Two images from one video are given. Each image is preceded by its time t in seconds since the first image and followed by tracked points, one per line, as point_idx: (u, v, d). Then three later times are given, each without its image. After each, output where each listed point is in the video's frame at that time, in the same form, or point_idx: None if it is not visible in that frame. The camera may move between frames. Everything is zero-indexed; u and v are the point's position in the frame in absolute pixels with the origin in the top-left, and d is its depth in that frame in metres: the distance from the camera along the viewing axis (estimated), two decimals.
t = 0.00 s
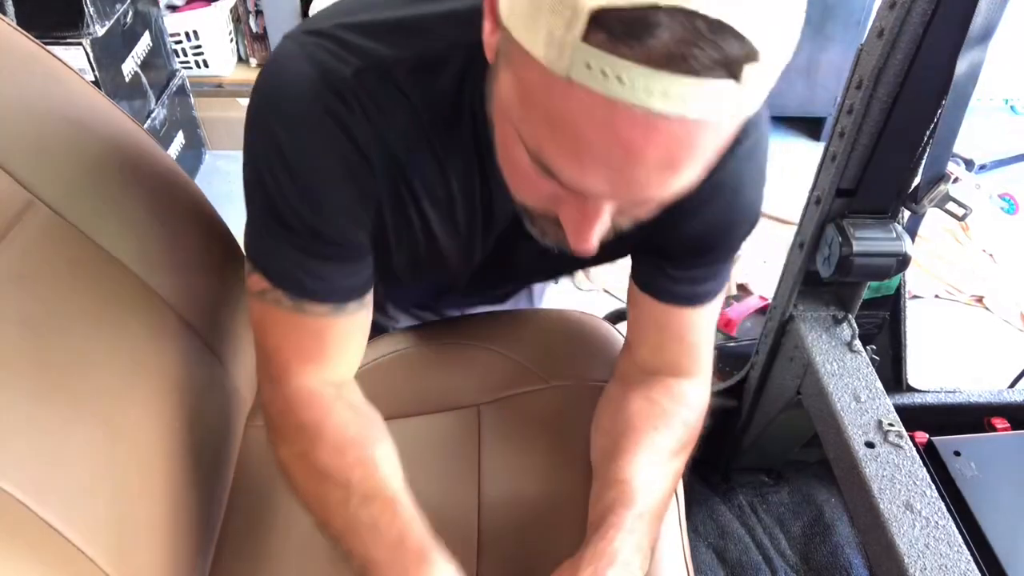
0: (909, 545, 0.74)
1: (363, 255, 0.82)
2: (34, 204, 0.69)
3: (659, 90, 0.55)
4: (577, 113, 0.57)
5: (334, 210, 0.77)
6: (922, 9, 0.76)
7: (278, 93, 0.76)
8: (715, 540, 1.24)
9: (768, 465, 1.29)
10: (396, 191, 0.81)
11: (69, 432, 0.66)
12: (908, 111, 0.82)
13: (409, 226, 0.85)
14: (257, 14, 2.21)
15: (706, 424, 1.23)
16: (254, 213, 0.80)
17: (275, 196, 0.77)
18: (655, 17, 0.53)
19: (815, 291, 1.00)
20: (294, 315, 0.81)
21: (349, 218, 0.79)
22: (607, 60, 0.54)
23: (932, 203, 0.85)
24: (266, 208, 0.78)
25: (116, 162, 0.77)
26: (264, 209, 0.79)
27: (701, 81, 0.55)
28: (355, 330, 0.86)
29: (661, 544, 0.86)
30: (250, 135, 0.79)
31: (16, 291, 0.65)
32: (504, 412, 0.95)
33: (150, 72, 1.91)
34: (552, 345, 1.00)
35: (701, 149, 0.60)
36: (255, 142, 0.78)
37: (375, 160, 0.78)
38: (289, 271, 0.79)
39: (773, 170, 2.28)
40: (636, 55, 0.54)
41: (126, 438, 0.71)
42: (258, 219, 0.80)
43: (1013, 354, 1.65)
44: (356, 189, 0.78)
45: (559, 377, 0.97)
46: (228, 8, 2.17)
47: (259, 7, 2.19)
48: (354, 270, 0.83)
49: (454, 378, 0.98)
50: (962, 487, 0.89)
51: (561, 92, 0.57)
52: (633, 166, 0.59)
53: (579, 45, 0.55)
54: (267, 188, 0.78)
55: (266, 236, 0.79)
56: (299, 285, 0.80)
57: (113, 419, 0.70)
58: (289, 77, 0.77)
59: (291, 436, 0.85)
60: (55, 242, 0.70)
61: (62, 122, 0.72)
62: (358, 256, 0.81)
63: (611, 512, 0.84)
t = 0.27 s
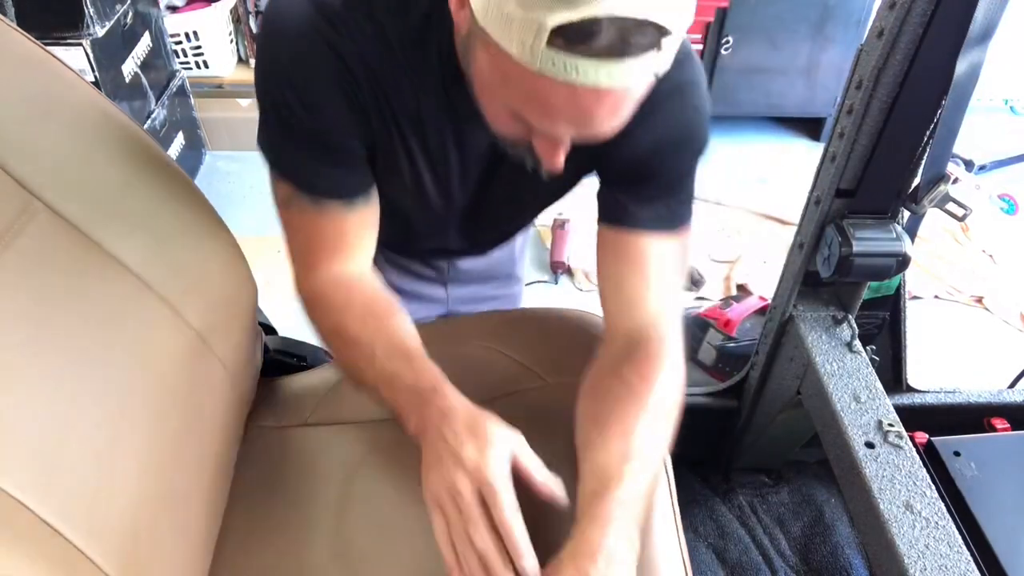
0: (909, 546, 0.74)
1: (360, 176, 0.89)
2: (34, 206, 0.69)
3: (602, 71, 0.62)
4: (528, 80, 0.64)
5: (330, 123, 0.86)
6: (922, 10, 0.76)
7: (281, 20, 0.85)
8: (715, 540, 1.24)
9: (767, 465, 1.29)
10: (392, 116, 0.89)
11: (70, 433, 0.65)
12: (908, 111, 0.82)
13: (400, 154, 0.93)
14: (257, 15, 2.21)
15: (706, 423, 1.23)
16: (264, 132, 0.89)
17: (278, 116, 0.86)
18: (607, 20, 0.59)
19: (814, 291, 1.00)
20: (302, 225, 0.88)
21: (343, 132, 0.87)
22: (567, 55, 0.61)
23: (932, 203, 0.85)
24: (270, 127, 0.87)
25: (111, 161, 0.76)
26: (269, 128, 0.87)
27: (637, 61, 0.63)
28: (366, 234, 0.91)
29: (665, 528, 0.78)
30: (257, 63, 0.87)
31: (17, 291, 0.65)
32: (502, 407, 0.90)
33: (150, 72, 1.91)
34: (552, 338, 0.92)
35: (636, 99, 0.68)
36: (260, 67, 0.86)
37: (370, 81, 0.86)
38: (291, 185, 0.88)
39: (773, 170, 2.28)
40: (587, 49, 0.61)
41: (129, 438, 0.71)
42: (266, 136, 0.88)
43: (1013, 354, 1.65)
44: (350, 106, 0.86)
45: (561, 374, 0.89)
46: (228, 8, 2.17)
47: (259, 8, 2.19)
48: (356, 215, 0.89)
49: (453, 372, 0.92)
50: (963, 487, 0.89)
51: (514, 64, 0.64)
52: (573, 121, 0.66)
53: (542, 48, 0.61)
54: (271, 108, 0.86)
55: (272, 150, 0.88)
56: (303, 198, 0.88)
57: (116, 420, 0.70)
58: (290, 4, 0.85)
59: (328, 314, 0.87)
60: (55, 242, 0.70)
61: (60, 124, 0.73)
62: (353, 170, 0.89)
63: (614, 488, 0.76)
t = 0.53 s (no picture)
0: (909, 545, 0.73)
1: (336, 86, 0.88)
2: (36, 207, 0.69)
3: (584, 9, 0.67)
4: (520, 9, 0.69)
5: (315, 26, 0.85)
6: (922, 9, 0.76)
7: None
8: (715, 540, 1.24)
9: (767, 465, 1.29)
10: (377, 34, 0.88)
11: (70, 433, 0.65)
12: (908, 110, 0.82)
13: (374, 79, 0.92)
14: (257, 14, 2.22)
15: (706, 423, 1.23)
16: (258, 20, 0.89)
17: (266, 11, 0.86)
18: None
19: (815, 291, 1.00)
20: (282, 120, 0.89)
21: (333, 42, 0.86)
22: None
23: (933, 203, 0.85)
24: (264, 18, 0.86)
25: (113, 160, 0.76)
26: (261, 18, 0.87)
27: None
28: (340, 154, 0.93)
29: (656, 517, 0.75)
30: None
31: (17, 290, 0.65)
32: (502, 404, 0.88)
33: (150, 72, 1.91)
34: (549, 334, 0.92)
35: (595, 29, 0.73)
36: None
37: None
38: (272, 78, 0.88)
39: (773, 169, 2.28)
40: None
41: (129, 437, 0.71)
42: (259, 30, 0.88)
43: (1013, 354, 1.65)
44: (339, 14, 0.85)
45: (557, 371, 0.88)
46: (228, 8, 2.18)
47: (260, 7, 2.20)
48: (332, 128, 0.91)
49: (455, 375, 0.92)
50: (963, 487, 0.89)
51: None
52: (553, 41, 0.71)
53: None
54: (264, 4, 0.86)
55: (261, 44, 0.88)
56: (282, 89, 0.88)
57: (115, 419, 0.70)
58: None
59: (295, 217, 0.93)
60: (56, 242, 0.70)
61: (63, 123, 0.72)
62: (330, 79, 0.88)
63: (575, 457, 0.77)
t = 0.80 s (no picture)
0: (908, 545, 0.73)
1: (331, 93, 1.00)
2: (38, 207, 0.70)
3: (589, 49, 0.74)
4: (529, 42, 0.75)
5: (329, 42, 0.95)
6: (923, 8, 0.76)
7: None
8: (715, 540, 1.24)
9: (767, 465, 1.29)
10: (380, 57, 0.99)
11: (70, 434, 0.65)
12: (909, 110, 0.82)
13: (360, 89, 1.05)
14: (257, 14, 2.22)
15: (706, 423, 1.23)
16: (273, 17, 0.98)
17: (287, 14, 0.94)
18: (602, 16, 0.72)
19: (815, 291, 1.00)
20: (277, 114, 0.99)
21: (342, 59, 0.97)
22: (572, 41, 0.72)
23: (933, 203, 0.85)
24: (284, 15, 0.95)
25: (115, 156, 0.75)
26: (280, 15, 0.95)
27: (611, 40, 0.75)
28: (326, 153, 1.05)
29: (658, 518, 0.77)
30: None
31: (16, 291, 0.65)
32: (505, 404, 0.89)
33: (150, 71, 1.91)
34: (552, 334, 0.92)
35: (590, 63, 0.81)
36: None
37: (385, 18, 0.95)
38: (276, 73, 0.97)
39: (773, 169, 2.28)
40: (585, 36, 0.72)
41: (129, 438, 0.71)
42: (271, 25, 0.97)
43: (1013, 354, 1.65)
44: (353, 33, 0.95)
45: (559, 373, 0.89)
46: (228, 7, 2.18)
47: (260, 7, 2.20)
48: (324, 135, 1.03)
49: (460, 375, 0.92)
50: (963, 487, 0.89)
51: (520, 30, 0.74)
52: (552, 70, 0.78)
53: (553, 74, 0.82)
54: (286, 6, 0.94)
55: (270, 41, 0.97)
56: (283, 87, 0.97)
57: (115, 420, 0.70)
58: None
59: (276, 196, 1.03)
60: (55, 242, 0.70)
61: (66, 121, 0.71)
62: (328, 89, 0.99)
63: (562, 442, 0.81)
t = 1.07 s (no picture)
0: (909, 546, 0.73)
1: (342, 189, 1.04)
2: (38, 208, 0.70)
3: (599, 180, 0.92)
4: (545, 173, 0.94)
5: (369, 146, 1.00)
6: (922, 9, 0.76)
7: (416, 56, 1.02)
8: (715, 540, 1.24)
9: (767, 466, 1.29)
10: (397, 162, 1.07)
11: (69, 435, 0.65)
12: (908, 110, 0.82)
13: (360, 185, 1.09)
14: (256, 15, 2.23)
15: (706, 424, 1.23)
16: (309, 105, 0.99)
17: (335, 109, 0.97)
18: (611, 156, 0.90)
19: (814, 292, 1.00)
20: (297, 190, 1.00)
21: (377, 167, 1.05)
22: (584, 175, 0.90)
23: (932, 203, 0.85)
24: (332, 110, 0.97)
25: (116, 157, 0.75)
26: (326, 110, 0.97)
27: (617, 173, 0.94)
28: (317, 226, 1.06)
29: (659, 519, 0.77)
30: (355, 61, 1.01)
31: (14, 292, 0.65)
32: (506, 404, 0.89)
33: (150, 72, 1.91)
34: (553, 335, 0.92)
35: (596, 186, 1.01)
36: (355, 69, 1.00)
37: (421, 133, 1.05)
38: (308, 160, 0.98)
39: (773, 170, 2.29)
40: (595, 171, 0.91)
41: (129, 439, 0.71)
42: (309, 111, 0.98)
43: (1012, 354, 1.65)
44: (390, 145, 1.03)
45: (560, 374, 0.89)
46: (228, 9, 2.21)
47: (260, 8, 2.21)
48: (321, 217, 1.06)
49: (461, 373, 0.92)
50: (963, 488, 0.89)
51: (539, 163, 0.93)
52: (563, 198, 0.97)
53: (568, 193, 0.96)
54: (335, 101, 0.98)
55: (304, 132, 0.98)
56: (310, 175, 0.99)
57: (115, 421, 0.70)
58: (427, 55, 1.02)
59: (259, 237, 1.00)
60: (55, 243, 0.70)
61: (66, 122, 0.71)
62: (343, 185, 1.03)
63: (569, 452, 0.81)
